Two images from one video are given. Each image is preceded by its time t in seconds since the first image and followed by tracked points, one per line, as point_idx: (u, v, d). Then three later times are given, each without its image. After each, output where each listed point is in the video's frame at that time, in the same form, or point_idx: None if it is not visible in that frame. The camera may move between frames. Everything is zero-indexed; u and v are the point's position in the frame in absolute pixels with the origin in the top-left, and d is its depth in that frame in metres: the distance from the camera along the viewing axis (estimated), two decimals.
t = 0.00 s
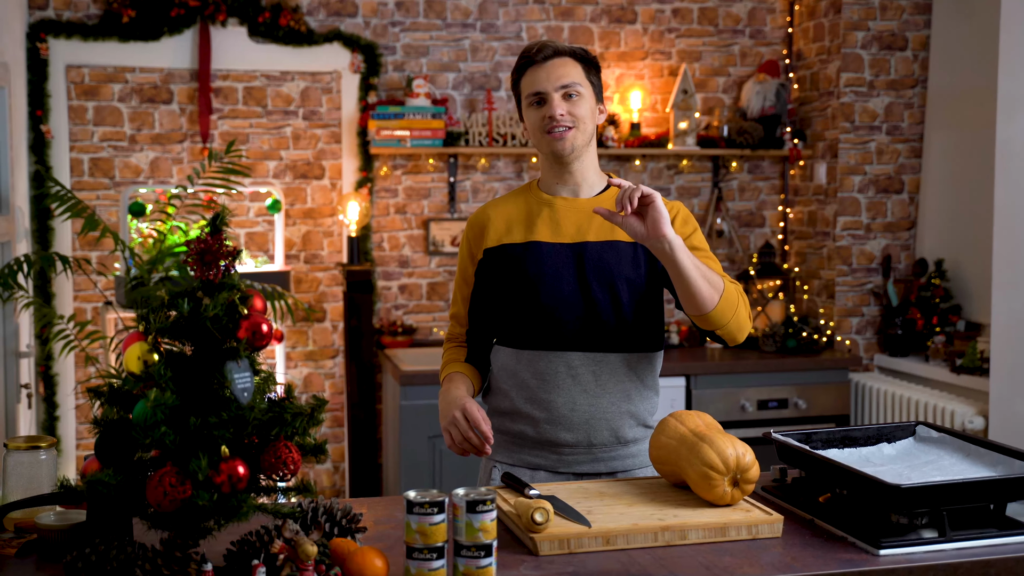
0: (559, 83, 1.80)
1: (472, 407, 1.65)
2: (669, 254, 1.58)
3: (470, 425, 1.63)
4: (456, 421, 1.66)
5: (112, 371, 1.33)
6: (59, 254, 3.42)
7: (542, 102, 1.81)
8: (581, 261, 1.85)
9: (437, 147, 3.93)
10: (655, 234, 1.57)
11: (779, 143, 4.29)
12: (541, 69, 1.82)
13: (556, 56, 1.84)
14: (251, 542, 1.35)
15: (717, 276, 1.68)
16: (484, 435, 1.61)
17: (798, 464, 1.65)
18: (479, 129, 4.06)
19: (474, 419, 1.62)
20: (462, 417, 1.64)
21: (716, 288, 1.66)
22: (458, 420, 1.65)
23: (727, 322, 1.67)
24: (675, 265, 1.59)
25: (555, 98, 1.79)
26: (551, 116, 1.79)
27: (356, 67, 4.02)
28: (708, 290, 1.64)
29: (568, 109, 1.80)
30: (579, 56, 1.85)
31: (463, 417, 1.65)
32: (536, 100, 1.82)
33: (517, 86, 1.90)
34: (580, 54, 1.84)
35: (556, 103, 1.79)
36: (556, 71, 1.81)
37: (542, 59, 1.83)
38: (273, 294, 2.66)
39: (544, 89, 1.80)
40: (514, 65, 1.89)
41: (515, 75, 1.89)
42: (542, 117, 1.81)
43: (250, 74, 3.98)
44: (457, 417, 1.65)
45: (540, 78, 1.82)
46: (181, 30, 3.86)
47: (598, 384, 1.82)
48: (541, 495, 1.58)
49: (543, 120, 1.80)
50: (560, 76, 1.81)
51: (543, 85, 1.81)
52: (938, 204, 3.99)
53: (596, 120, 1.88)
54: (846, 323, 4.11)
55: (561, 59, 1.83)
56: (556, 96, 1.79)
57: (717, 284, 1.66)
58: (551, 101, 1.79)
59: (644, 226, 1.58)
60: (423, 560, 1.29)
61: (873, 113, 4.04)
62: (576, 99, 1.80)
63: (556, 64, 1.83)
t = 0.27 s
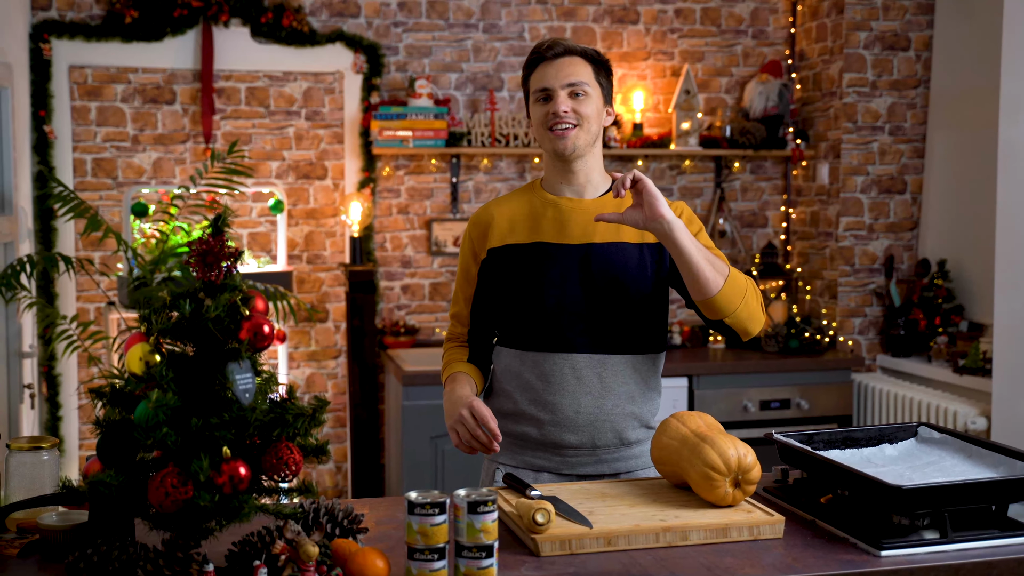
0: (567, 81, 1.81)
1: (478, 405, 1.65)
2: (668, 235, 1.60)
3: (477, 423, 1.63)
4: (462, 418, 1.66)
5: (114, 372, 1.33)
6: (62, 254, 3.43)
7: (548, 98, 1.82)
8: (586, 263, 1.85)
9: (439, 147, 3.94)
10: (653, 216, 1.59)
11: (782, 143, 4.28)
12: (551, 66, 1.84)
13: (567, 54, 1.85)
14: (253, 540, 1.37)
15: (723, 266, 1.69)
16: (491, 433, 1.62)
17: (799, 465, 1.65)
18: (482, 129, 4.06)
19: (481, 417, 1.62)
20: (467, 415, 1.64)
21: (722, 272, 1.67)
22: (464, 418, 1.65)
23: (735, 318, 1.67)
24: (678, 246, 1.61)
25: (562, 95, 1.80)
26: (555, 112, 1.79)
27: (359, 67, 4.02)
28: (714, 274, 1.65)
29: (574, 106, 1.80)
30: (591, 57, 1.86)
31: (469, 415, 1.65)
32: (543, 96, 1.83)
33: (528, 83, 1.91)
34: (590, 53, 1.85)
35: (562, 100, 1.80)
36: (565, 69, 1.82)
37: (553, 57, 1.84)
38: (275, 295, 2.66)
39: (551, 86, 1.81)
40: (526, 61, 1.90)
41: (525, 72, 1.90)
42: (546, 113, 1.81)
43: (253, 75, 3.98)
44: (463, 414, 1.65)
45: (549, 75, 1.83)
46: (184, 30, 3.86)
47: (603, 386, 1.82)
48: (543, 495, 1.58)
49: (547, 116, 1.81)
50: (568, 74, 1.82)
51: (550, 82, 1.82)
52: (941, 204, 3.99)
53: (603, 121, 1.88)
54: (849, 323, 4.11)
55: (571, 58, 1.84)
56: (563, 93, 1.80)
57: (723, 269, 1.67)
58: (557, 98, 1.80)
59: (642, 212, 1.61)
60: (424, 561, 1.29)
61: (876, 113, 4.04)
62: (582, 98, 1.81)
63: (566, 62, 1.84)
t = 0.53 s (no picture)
0: (571, 80, 1.82)
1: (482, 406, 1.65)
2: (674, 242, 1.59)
3: (481, 424, 1.63)
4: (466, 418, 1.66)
5: (116, 372, 1.33)
6: (64, 255, 3.43)
7: (553, 97, 1.82)
8: (589, 263, 1.85)
9: (441, 148, 3.94)
10: (662, 224, 1.57)
11: (783, 143, 4.28)
12: (555, 65, 1.84)
13: (571, 54, 1.86)
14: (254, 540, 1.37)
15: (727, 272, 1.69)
16: (494, 435, 1.62)
17: (800, 465, 1.65)
18: (483, 129, 4.06)
19: (484, 419, 1.62)
20: (471, 415, 1.65)
21: (727, 281, 1.66)
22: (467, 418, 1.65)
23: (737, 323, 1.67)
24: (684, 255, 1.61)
25: (566, 94, 1.80)
26: (560, 111, 1.79)
27: (360, 68, 4.02)
28: (718, 282, 1.65)
29: (578, 105, 1.80)
30: (594, 57, 1.87)
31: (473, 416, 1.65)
32: (547, 95, 1.83)
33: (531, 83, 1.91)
34: (595, 53, 1.85)
35: (566, 99, 1.80)
36: (569, 68, 1.83)
37: (557, 56, 1.85)
38: (276, 296, 2.67)
39: (555, 85, 1.82)
40: (530, 60, 1.91)
41: (529, 71, 1.91)
42: (551, 112, 1.81)
43: (255, 75, 3.98)
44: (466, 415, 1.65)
45: (553, 74, 1.83)
46: (186, 30, 3.87)
47: (606, 387, 1.82)
48: (544, 495, 1.58)
49: (551, 115, 1.81)
50: (572, 73, 1.82)
51: (555, 81, 1.82)
52: (942, 205, 3.98)
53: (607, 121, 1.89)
54: (851, 323, 4.11)
55: (575, 58, 1.85)
56: (567, 92, 1.81)
57: (728, 277, 1.67)
58: (561, 97, 1.80)
59: (649, 218, 1.59)
60: (425, 561, 1.29)
61: (877, 113, 4.04)
62: (587, 97, 1.81)
63: (570, 61, 1.84)
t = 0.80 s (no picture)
0: (569, 79, 1.82)
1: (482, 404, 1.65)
2: (701, 283, 1.57)
3: (482, 422, 1.64)
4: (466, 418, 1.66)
5: (117, 371, 1.33)
6: (65, 254, 3.43)
7: (551, 97, 1.82)
8: (589, 263, 1.85)
9: (442, 147, 3.94)
10: (687, 267, 1.56)
11: (785, 143, 4.28)
12: (552, 65, 1.84)
13: (568, 54, 1.86)
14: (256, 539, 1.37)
15: (739, 294, 1.68)
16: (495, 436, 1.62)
17: (801, 464, 1.66)
18: (484, 129, 4.06)
19: (486, 420, 1.62)
20: (472, 415, 1.65)
21: (739, 306, 1.65)
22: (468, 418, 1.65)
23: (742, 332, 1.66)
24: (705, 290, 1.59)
25: (565, 94, 1.81)
26: (559, 111, 1.80)
27: (361, 67, 4.02)
28: (732, 309, 1.64)
29: (577, 105, 1.80)
30: (591, 56, 1.87)
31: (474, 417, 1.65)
32: (545, 96, 1.83)
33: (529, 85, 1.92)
34: (591, 53, 1.86)
35: (565, 98, 1.80)
36: (567, 68, 1.83)
37: (554, 56, 1.85)
38: (277, 295, 2.67)
39: (553, 85, 1.82)
40: (527, 61, 1.91)
41: (526, 72, 1.91)
42: (550, 112, 1.81)
43: (256, 75, 3.98)
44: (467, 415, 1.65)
45: (551, 74, 1.83)
46: (187, 30, 3.87)
47: (606, 387, 1.82)
48: (545, 495, 1.58)
49: (551, 115, 1.81)
50: (570, 72, 1.82)
51: (553, 81, 1.82)
52: (943, 205, 3.98)
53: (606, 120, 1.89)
54: (852, 323, 4.10)
55: (572, 57, 1.85)
56: (566, 92, 1.81)
57: (740, 302, 1.66)
58: (560, 97, 1.80)
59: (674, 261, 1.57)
60: (426, 560, 1.29)
61: (878, 113, 4.03)
62: (585, 95, 1.81)
63: (568, 61, 1.84)
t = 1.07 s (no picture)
0: (568, 81, 1.82)
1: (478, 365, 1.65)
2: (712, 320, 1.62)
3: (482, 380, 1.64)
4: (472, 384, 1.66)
5: (118, 371, 1.33)
6: (66, 255, 3.43)
7: (551, 99, 1.82)
8: (590, 264, 1.85)
9: (442, 147, 3.94)
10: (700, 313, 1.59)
11: (785, 143, 4.28)
12: (551, 66, 1.84)
13: (567, 54, 1.86)
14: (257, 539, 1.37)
15: (748, 311, 1.72)
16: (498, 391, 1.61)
17: (802, 465, 1.66)
18: (485, 129, 4.06)
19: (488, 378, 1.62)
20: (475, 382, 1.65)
21: (749, 328, 1.70)
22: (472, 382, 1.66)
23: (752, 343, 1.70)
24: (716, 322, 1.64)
25: (564, 96, 1.80)
26: (559, 113, 1.80)
27: (362, 67, 4.03)
28: (741, 332, 1.68)
29: (576, 107, 1.80)
30: (590, 56, 1.86)
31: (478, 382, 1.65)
32: (545, 97, 1.83)
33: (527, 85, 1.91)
34: (590, 53, 1.85)
35: (564, 101, 1.80)
36: (566, 68, 1.83)
37: (554, 57, 1.85)
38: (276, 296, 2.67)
39: (553, 87, 1.82)
40: (526, 61, 1.91)
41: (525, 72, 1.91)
42: (550, 114, 1.81)
43: (256, 75, 3.98)
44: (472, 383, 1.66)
45: (551, 75, 1.83)
46: (188, 30, 3.87)
47: (607, 388, 1.82)
48: (546, 495, 1.58)
49: (550, 117, 1.81)
50: (570, 74, 1.82)
51: (552, 82, 1.82)
52: (943, 205, 3.98)
53: (605, 121, 1.89)
54: (852, 323, 4.10)
55: (571, 58, 1.85)
56: (565, 93, 1.81)
57: (750, 322, 1.70)
58: (560, 99, 1.80)
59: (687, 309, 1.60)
60: (427, 560, 1.29)
61: (879, 113, 4.03)
62: (585, 97, 1.81)
63: (567, 61, 1.84)
